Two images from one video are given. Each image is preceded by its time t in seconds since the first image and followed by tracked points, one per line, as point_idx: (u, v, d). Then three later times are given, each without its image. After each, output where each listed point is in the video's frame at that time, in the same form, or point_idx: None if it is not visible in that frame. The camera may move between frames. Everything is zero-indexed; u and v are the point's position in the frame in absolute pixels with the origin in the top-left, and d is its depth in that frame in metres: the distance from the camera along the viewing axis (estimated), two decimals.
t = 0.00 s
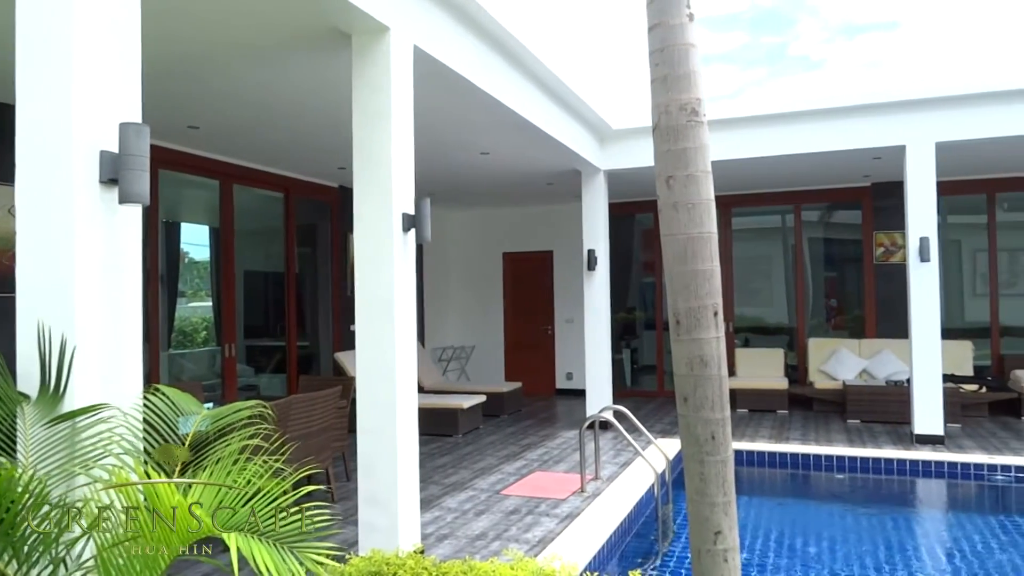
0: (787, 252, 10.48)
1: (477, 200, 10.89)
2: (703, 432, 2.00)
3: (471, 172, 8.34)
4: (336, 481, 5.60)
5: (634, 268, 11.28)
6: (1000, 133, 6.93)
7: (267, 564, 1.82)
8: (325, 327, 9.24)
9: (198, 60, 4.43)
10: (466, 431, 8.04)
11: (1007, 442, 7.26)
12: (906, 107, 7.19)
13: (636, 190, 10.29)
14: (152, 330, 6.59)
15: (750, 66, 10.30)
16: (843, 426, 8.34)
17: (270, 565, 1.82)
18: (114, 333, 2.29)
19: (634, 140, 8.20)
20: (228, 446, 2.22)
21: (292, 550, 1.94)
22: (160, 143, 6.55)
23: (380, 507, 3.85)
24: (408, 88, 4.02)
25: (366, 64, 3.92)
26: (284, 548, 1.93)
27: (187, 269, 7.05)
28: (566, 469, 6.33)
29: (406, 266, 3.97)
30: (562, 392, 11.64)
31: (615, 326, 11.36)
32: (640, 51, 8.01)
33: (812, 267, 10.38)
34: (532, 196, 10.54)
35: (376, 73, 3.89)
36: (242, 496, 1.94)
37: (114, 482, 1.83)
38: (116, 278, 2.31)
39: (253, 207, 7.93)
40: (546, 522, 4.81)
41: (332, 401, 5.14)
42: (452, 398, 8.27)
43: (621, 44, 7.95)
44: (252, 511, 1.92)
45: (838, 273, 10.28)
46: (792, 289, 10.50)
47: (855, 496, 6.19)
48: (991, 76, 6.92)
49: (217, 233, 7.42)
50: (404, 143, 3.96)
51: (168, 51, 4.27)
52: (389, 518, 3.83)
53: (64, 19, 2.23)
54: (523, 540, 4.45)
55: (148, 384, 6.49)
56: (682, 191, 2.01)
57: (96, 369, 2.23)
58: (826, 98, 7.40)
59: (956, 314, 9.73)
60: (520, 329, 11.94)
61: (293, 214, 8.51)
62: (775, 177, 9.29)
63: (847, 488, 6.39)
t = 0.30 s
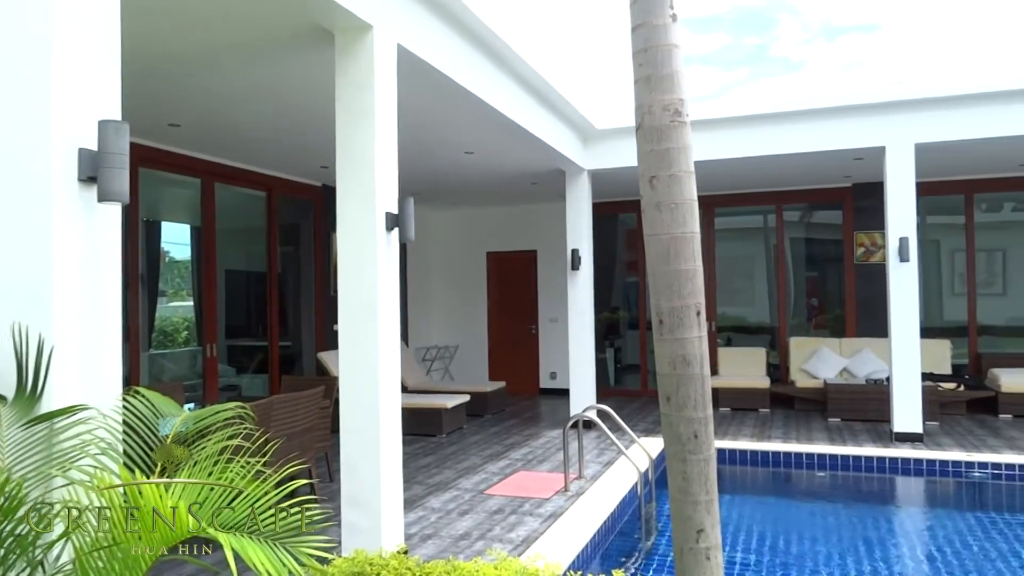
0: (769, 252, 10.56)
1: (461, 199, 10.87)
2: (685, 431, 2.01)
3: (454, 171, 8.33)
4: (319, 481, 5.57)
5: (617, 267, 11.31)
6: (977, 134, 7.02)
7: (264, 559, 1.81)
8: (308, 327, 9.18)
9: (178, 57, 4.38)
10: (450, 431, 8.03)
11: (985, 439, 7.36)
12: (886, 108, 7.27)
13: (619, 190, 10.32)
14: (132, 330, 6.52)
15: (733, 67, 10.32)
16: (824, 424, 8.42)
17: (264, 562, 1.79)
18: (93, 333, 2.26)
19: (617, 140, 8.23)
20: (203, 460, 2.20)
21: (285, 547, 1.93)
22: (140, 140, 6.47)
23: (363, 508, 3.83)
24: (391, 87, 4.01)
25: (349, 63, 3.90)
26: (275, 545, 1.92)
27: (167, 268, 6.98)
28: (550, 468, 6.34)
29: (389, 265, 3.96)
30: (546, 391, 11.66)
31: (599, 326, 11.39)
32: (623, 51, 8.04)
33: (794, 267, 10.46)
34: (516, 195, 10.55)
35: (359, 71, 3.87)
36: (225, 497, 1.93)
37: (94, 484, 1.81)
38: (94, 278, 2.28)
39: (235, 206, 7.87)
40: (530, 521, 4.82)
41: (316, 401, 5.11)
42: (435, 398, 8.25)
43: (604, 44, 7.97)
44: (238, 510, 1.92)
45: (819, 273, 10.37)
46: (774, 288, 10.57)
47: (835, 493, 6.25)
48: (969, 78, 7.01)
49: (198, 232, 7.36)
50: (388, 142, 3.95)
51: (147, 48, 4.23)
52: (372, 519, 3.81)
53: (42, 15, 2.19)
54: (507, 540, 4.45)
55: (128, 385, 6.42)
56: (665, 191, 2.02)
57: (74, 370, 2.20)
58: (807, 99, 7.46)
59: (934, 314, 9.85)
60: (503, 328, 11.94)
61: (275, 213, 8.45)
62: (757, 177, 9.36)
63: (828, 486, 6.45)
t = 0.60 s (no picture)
0: (750, 251, 10.63)
1: (444, 199, 10.85)
2: (667, 430, 2.02)
3: (437, 170, 8.31)
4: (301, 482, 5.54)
5: (601, 267, 11.35)
6: (955, 136, 7.11)
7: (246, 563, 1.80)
8: (290, 327, 9.13)
9: (156, 54, 4.34)
10: (433, 431, 8.01)
11: (962, 436, 7.45)
12: (866, 109, 7.34)
13: (602, 190, 10.35)
14: (111, 330, 6.44)
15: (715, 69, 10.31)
16: (804, 423, 8.49)
17: (244, 565, 1.77)
18: (69, 333, 2.23)
19: (600, 140, 8.25)
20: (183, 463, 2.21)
21: (268, 552, 1.91)
22: (118, 138, 6.40)
23: (346, 509, 3.81)
24: (374, 85, 3.99)
25: (331, 60, 3.87)
26: (258, 549, 1.90)
27: (147, 267, 6.91)
28: (533, 467, 6.34)
29: (372, 265, 3.94)
30: (529, 391, 11.67)
31: (582, 325, 11.41)
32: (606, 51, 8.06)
33: (775, 267, 10.54)
34: (499, 194, 10.54)
35: (341, 69, 3.86)
36: (206, 500, 1.92)
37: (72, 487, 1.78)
38: (71, 278, 2.25)
39: (215, 205, 7.80)
40: (513, 521, 4.82)
41: (298, 402, 5.08)
42: (418, 397, 8.22)
43: (587, 45, 7.99)
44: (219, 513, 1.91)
45: (800, 273, 10.45)
46: (755, 288, 10.65)
47: (815, 491, 6.30)
48: (947, 80, 7.09)
49: (178, 231, 7.29)
50: (370, 140, 3.93)
51: (124, 45, 4.17)
52: (355, 519, 3.80)
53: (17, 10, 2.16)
54: (490, 539, 4.45)
55: (107, 386, 6.34)
56: (648, 191, 2.03)
57: (52, 371, 2.17)
58: (789, 99, 7.51)
59: (913, 313, 9.96)
60: (487, 328, 11.93)
61: (257, 212, 8.39)
62: (739, 177, 9.42)
63: (808, 484, 6.51)
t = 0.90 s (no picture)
0: (732, 251, 10.70)
1: (427, 198, 10.82)
2: (650, 428, 2.03)
3: (420, 170, 8.29)
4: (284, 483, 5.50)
5: (584, 267, 11.37)
6: (934, 137, 7.19)
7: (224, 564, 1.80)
8: (272, 327, 9.07)
9: (135, 51, 4.29)
10: (417, 431, 7.99)
11: (940, 434, 7.55)
12: (846, 110, 7.42)
13: (585, 189, 10.38)
14: (90, 330, 6.36)
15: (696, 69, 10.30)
16: (786, 421, 8.56)
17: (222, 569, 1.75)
18: (47, 334, 2.21)
19: (583, 139, 8.27)
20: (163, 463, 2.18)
21: (246, 555, 1.89)
22: (98, 136, 6.32)
23: (328, 510, 3.80)
24: (357, 84, 3.98)
25: (314, 59, 3.85)
26: (236, 552, 1.89)
27: (127, 267, 6.83)
28: (517, 467, 6.35)
29: (355, 265, 3.92)
30: (512, 390, 11.68)
31: (566, 325, 11.43)
32: (589, 51, 8.08)
33: (756, 266, 10.62)
34: (483, 194, 10.54)
35: (323, 68, 3.84)
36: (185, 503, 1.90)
37: (51, 489, 1.76)
38: (50, 278, 2.22)
39: (196, 204, 7.73)
40: (496, 521, 4.82)
41: (280, 402, 5.05)
42: (401, 397, 8.20)
43: (570, 45, 8.01)
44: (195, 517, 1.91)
45: (781, 272, 10.54)
46: (737, 288, 10.72)
47: (795, 489, 6.36)
48: (926, 82, 7.17)
49: (159, 230, 7.23)
50: (353, 139, 3.92)
51: (103, 42, 4.12)
52: (337, 520, 3.78)
53: None
54: (473, 539, 4.45)
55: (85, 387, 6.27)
56: (630, 191, 2.04)
57: (28, 372, 2.14)
58: (770, 101, 7.57)
59: (892, 312, 10.08)
60: (470, 328, 11.92)
61: (238, 212, 8.33)
62: (721, 177, 9.48)
63: (789, 482, 6.56)
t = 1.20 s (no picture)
0: (715, 251, 10.77)
1: (411, 198, 10.79)
2: (633, 427, 2.04)
3: (404, 169, 8.27)
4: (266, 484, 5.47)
5: (568, 267, 11.40)
6: (913, 138, 7.28)
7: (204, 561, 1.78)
8: (254, 327, 9.00)
9: (114, 49, 4.25)
10: (400, 431, 7.97)
11: (918, 432, 7.64)
12: (827, 111, 7.48)
13: (568, 190, 10.40)
14: (68, 330, 6.28)
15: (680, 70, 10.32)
16: (768, 420, 8.63)
17: (203, 567, 1.73)
18: (25, 335, 2.18)
19: (567, 139, 8.28)
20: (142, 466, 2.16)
21: (226, 554, 1.88)
22: (77, 135, 6.25)
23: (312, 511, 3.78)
24: (340, 83, 3.96)
25: (296, 57, 3.83)
26: (218, 551, 1.88)
27: (107, 266, 6.76)
28: (500, 467, 6.35)
29: (338, 264, 3.90)
30: (496, 390, 11.68)
31: (550, 324, 11.45)
32: (573, 51, 8.10)
33: (739, 267, 10.68)
34: (466, 194, 10.52)
35: (305, 66, 3.82)
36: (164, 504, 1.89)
37: (27, 491, 1.74)
38: (28, 279, 2.18)
39: (176, 203, 7.65)
40: (480, 521, 4.81)
41: (262, 403, 5.01)
42: (385, 397, 8.16)
43: (554, 45, 8.02)
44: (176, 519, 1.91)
45: (763, 272, 10.61)
46: (719, 287, 10.79)
47: (777, 487, 6.41)
48: (906, 84, 7.25)
49: (140, 230, 7.16)
50: (336, 138, 3.90)
51: (80, 39, 4.07)
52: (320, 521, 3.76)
53: None
54: (457, 539, 4.44)
55: (64, 388, 6.18)
56: (614, 191, 2.04)
57: (5, 374, 2.11)
58: (752, 102, 7.62)
59: (872, 312, 10.18)
60: (454, 327, 11.91)
61: (220, 211, 8.26)
62: (704, 178, 9.53)
63: (771, 480, 6.61)
